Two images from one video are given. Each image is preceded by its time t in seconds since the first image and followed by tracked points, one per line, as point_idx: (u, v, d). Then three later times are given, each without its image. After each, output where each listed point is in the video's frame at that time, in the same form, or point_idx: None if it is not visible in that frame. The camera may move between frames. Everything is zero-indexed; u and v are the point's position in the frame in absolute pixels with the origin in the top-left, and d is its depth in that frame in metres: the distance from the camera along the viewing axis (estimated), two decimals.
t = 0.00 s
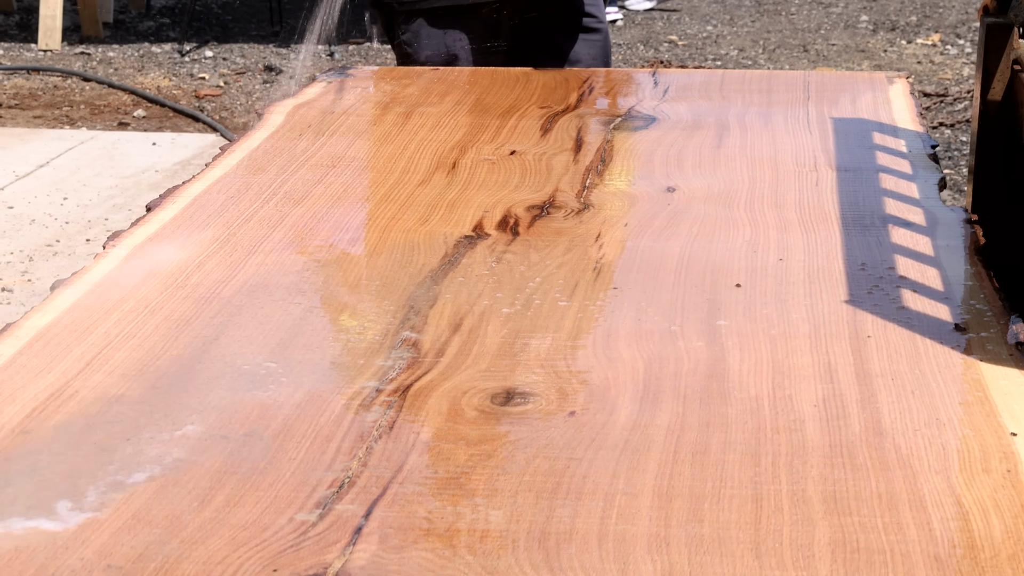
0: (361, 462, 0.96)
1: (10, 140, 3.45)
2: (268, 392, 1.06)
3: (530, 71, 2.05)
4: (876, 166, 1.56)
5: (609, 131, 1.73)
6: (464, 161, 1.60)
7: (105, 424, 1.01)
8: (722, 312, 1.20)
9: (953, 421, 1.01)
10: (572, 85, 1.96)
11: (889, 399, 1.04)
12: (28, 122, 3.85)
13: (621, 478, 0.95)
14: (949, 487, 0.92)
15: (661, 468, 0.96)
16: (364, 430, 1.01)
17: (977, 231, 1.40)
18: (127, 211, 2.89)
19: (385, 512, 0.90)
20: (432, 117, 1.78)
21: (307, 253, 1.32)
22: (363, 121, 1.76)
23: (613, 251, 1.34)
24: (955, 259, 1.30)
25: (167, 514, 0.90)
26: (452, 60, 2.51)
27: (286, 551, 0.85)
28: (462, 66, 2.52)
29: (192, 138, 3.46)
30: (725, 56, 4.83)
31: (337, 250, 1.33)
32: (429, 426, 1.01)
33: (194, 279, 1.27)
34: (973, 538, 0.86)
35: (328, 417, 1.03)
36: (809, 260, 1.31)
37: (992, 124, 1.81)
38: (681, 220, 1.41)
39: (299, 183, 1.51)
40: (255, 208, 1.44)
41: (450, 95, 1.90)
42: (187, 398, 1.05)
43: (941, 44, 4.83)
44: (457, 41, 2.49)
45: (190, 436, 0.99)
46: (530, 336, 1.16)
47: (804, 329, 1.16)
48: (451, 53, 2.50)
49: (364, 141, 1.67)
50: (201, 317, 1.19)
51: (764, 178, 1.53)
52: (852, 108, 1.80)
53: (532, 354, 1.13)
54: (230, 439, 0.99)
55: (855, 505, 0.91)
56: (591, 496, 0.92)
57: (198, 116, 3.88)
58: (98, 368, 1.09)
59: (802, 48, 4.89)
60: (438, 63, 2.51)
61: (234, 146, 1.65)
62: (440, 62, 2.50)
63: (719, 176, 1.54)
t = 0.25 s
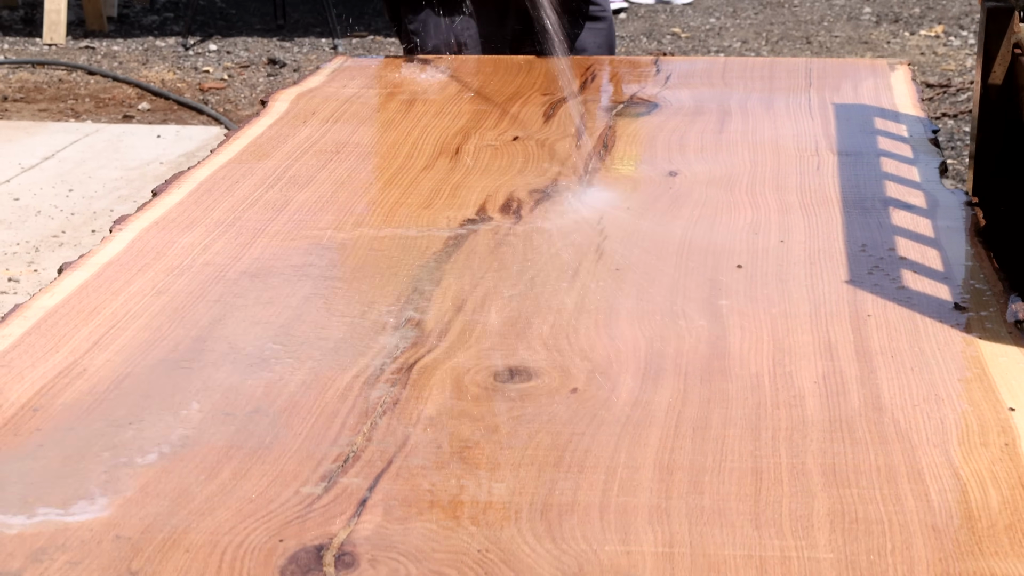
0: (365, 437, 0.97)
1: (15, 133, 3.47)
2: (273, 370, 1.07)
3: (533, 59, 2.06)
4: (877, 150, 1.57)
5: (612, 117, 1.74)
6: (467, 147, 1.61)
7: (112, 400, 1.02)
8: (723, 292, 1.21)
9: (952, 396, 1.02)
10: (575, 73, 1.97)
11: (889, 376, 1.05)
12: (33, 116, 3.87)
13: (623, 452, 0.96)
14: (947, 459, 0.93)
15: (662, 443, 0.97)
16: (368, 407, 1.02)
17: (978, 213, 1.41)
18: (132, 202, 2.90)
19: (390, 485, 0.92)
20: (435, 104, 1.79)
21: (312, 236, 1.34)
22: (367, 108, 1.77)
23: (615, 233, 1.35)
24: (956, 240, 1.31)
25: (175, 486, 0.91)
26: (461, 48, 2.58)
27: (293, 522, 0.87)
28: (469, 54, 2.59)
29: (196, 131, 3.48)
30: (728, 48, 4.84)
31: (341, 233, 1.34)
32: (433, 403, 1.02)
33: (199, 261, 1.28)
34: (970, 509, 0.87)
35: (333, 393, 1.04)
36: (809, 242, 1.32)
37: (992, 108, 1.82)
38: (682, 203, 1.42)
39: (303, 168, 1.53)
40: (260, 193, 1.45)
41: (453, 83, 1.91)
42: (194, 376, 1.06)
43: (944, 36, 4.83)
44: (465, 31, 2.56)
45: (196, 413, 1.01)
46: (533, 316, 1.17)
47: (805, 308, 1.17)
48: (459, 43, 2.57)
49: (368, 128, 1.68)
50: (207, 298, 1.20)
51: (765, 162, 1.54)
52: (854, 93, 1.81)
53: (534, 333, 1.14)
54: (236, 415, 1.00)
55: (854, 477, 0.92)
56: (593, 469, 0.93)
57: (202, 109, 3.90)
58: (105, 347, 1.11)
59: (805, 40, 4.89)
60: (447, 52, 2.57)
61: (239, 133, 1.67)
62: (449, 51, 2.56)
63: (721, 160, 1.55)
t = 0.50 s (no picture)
0: (358, 410, 1.00)
1: (18, 122, 3.49)
2: (267, 347, 1.09)
3: (530, 45, 2.08)
4: (870, 133, 1.58)
5: (607, 101, 1.75)
6: (463, 130, 1.63)
7: (109, 375, 1.05)
8: (713, 271, 1.22)
9: (935, 371, 1.03)
10: (572, 58, 1.99)
11: (874, 351, 1.07)
12: (37, 105, 3.89)
13: (610, 424, 0.98)
14: (928, 431, 0.95)
15: (649, 415, 0.99)
16: (361, 381, 1.04)
17: (967, 194, 1.42)
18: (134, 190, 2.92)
19: (380, 456, 0.94)
20: (433, 89, 1.81)
21: (308, 218, 1.35)
22: (365, 93, 1.78)
23: (608, 215, 1.36)
24: (944, 221, 1.33)
25: (170, 458, 0.93)
26: (465, 34, 2.65)
27: (285, 491, 0.89)
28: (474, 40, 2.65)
29: (199, 120, 3.50)
30: (730, 38, 4.84)
31: (337, 214, 1.36)
32: (425, 377, 1.04)
33: (196, 242, 1.30)
34: (949, 479, 0.89)
35: (326, 369, 1.06)
36: (799, 222, 1.33)
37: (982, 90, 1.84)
38: (675, 185, 1.44)
39: (301, 151, 1.55)
40: (257, 175, 1.47)
41: (451, 69, 1.92)
42: (190, 351, 1.09)
43: (946, 25, 4.83)
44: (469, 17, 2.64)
45: (191, 387, 1.03)
46: (524, 294, 1.19)
47: (793, 286, 1.19)
48: (464, 28, 2.65)
49: (365, 112, 1.70)
50: (203, 277, 1.22)
51: (758, 145, 1.55)
52: (848, 78, 1.82)
53: (526, 310, 1.16)
54: (230, 389, 1.02)
55: (837, 448, 0.94)
56: (580, 441, 0.95)
57: (205, 99, 3.92)
58: (103, 324, 1.13)
59: (807, 29, 4.89)
60: (451, 38, 2.65)
61: (237, 117, 1.69)
62: (453, 37, 2.64)
63: (714, 143, 1.57)
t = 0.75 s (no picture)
0: (342, 381, 1.03)
1: (15, 106, 3.51)
2: (256, 320, 1.12)
3: (521, 29, 2.10)
4: (851, 116, 1.61)
5: (594, 84, 1.78)
6: (452, 112, 1.65)
7: (101, 348, 1.08)
8: (692, 248, 1.26)
9: (904, 343, 1.06)
10: (562, 42, 2.01)
11: (845, 325, 1.10)
12: (34, 89, 3.92)
13: (587, 394, 1.01)
14: (894, 400, 0.98)
15: (625, 386, 1.02)
16: (346, 353, 1.07)
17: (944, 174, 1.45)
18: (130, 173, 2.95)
19: (363, 425, 0.97)
20: (423, 71, 1.83)
21: (298, 197, 1.38)
22: (356, 76, 1.81)
23: (592, 194, 1.39)
24: (920, 200, 1.36)
25: (159, 426, 0.96)
26: (462, 18, 2.69)
27: (271, 457, 0.92)
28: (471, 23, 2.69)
29: (195, 104, 3.52)
30: (725, 24, 4.87)
31: (326, 193, 1.39)
32: (409, 350, 1.08)
33: (188, 220, 1.33)
34: (912, 445, 0.93)
35: (312, 341, 1.09)
36: (779, 202, 1.36)
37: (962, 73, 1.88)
38: (659, 166, 1.47)
39: (291, 132, 1.57)
40: (248, 156, 1.50)
41: (442, 52, 1.95)
42: (179, 324, 1.12)
43: (939, 12, 4.85)
44: None
45: (181, 359, 1.06)
46: (507, 270, 1.22)
47: (770, 263, 1.22)
48: (460, 12, 2.69)
49: (356, 94, 1.72)
50: (194, 254, 1.25)
51: (742, 127, 1.58)
52: (833, 62, 1.85)
53: (508, 286, 1.19)
54: (219, 361, 1.06)
55: (805, 416, 0.97)
56: (557, 410, 0.98)
57: (202, 83, 3.94)
58: (96, 299, 1.16)
59: (801, 15, 4.92)
60: (448, 22, 2.70)
61: (230, 99, 1.71)
62: (450, 21, 2.69)
63: (699, 125, 1.59)
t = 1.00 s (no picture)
0: (337, 356, 1.07)
1: (17, 92, 3.55)
2: (254, 299, 1.16)
3: (515, 15, 2.13)
4: (835, 100, 1.65)
5: (585, 69, 1.82)
6: (446, 97, 1.69)
7: (105, 325, 1.12)
8: (677, 229, 1.29)
9: (878, 320, 1.11)
10: (555, 28, 2.05)
11: (822, 303, 1.14)
12: (35, 76, 3.95)
13: (572, 368, 1.05)
14: (866, 373, 1.02)
15: (608, 360, 1.06)
16: (341, 330, 1.11)
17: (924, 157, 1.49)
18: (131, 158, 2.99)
19: (357, 397, 1.01)
20: (418, 57, 1.87)
21: (295, 180, 1.42)
22: (352, 62, 1.85)
23: (581, 177, 1.43)
24: (900, 182, 1.40)
25: (161, 399, 1.01)
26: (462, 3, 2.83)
27: (268, 428, 0.96)
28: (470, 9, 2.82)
29: (194, 90, 3.55)
30: (721, 9, 4.89)
31: (322, 177, 1.43)
32: (401, 326, 1.12)
33: (188, 203, 1.37)
34: (882, 414, 0.97)
35: (309, 319, 1.13)
36: (762, 184, 1.40)
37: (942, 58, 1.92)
38: (646, 149, 1.51)
39: (289, 117, 1.61)
40: (246, 141, 1.54)
41: (437, 38, 1.98)
42: (180, 303, 1.16)
43: None
44: None
45: (182, 336, 1.10)
46: (498, 251, 1.26)
47: (751, 243, 1.26)
48: None
49: (352, 80, 1.76)
50: (194, 235, 1.29)
51: (728, 111, 1.62)
52: (820, 47, 1.88)
53: (498, 266, 1.23)
54: (219, 337, 1.10)
55: (781, 388, 1.01)
56: (543, 383, 1.03)
57: (201, 69, 3.98)
58: (100, 279, 1.20)
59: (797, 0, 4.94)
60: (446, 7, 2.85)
61: (229, 85, 1.75)
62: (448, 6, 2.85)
63: (686, 109, 1.63)
